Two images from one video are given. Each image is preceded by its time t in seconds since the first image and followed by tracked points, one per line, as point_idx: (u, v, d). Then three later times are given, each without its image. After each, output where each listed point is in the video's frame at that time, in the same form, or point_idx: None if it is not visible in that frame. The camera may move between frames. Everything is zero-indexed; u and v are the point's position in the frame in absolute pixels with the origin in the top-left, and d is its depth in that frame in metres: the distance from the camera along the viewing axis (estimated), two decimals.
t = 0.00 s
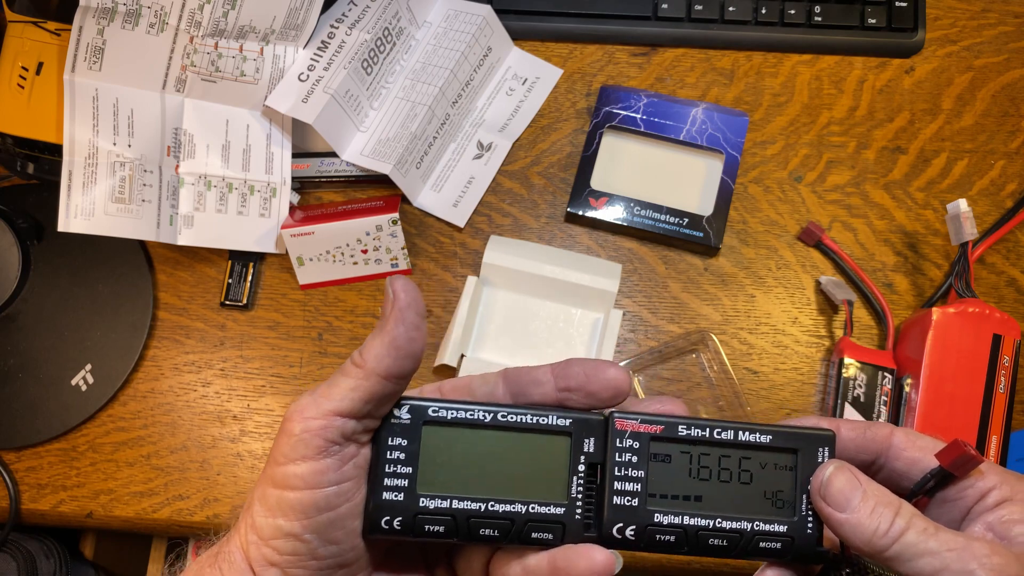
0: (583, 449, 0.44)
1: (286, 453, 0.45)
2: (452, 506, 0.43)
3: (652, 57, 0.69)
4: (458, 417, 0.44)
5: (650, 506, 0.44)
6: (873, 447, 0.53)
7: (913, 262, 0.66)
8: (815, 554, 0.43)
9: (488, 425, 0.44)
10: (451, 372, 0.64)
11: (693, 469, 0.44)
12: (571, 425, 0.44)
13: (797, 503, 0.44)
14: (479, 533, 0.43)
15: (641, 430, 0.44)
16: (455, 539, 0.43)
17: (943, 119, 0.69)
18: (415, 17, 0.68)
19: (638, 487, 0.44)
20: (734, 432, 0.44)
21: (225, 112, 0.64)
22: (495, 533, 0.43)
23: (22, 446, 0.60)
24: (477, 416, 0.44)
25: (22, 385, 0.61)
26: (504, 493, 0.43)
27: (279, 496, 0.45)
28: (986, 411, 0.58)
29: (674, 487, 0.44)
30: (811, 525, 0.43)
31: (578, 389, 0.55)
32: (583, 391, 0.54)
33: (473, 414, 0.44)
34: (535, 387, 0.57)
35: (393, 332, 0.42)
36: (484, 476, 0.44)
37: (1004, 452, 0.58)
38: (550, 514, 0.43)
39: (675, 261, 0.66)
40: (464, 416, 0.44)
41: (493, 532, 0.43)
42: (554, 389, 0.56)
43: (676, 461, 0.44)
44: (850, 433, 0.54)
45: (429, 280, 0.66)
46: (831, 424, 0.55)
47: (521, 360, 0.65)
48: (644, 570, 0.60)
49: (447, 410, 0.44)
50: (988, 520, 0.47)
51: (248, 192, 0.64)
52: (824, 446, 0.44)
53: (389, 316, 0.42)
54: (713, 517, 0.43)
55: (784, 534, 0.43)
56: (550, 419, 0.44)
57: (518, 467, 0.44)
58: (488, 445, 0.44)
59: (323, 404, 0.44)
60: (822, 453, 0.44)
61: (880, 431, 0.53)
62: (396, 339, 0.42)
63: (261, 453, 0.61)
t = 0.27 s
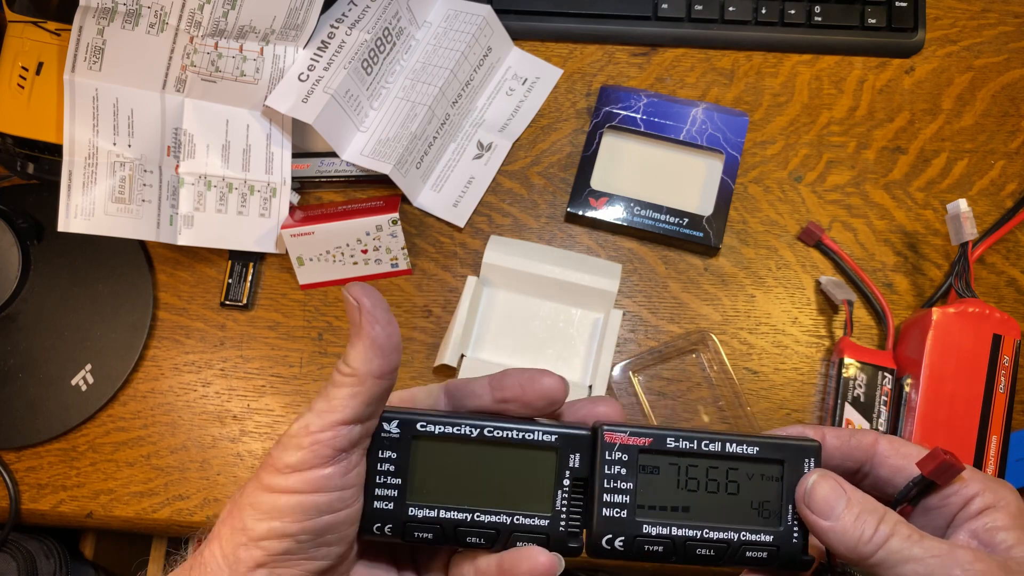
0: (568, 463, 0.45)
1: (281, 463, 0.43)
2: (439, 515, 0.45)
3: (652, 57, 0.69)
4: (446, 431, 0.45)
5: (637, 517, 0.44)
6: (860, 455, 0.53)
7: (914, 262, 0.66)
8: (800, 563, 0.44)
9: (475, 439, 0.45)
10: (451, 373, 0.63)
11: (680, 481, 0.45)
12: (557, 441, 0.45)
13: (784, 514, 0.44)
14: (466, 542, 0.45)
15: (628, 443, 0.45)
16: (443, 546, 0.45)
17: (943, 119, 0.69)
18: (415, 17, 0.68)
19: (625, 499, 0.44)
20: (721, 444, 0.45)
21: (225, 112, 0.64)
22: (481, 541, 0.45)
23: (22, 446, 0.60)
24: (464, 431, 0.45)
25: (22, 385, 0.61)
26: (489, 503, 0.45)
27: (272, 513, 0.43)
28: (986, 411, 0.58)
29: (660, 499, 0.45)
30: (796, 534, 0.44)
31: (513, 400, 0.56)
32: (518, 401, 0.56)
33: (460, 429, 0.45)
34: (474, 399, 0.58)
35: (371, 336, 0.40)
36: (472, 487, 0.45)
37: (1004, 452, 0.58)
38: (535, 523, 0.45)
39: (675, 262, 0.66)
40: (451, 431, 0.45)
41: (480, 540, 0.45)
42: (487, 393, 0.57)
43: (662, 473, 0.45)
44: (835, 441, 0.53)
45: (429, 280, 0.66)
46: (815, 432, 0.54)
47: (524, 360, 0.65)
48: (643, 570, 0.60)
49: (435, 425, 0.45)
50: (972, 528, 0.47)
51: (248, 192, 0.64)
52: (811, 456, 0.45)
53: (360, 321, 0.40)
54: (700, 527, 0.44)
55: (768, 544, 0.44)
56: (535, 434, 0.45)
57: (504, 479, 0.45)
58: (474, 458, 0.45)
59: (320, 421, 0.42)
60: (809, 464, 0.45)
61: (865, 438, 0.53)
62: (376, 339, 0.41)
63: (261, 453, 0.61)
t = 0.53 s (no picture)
0: (556, 477, 0.46)
1: (256, 491, 0.45)
2: (433, 532, 0.45)
3: (652, 57, 0.70)
4: (435, 450, 0.46)
5: (623, 530, 0.45)
6: (844, 463, 0.54)
7: (913, 262, 0.66)
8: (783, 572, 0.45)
9: (464, 456, 0.46)
10: (451, 373, 0.64)
11: (663, 494, 0.45)
12: (543, 455, 0.46)
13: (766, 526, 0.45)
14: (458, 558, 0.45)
15: (612, 458, 0.45)
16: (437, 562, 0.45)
17: (943, 119, 0.69)
18: (415, 17, 0.68)
19: (611, 512, 0.45)
20: (703, 457, 0.45)
21: (225, 112, 0.64)
22: (475, 556, 0.45)
23: (21, 446, 0.60)
24: (453, 448, 0.46)
25: (22, 385, 0.61)
26: (480, 519, 0.45)
27: (256, 533, 0.45)
28: (986, 411, 0.58)
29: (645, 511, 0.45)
30: (779, 544, 0.45)
31: (526, 418, 0.57)
32: (531, 419, 0.57)
33: (449, 447, 0.46)
34: (485, 415, 0.58)
35: (364, 359, 0.46)
36: (463, 505, 0.46)
37: (1004, 451, 0.58)
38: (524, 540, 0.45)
39: (675, 262, 0.66)
40: (441, 447, 0.46)
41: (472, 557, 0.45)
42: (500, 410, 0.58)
43: (646, 487, 0.45)
44: (819, 450, 0.55)
45: (429, 280, 0.66)
46: (799, 443, 0.56)
47: (525, 360, 0.65)
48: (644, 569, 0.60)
49: (425, 444, 0.46)
50: (954, 533, 0.48)
51: (248, 192, 0.64)
52: (792, 468, 0.45)
53: (356, 344, 0.46)
54: (683, 539, 0.44)
55: (752, 554, 0.45)
56: (522, 450, 0.46)
57: (494, 495, 0.46)
58: (464, 475, 0.46)
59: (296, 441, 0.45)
60: (789, 475, 0.45)
61: (848, 446, 0.54)
62: (367, 363, 0.46)
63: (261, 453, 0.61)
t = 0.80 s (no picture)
0: (549, 557, 0.45)
1: None
2: None
3: (652, 57, 0.70)
4: (437, 537, 0.46)
5: None
6: (829, 514, 0.54)
7: (913, 262, 0.66)
8: None
9: (462, 541, 0.46)
10: (451, 373, 0.64)
11: (661, 547, 0.46)
12: (535, 536, 0.45)
13: None
14: None
15: (611, 514, 0.46)
16: None
17: (943, 120, 0.69)
18: (415, 17, 0.68)
19: (612, 565, 0.45)
20: (696, 511, 0.46)
21: (225, 112, 0.64)
22: None
23: (22, 446, 0.60)
24: (452, 535, 0.46)
25: (23, 385, 0.61)
26: None
27: None
28: (985, 410, 0.59)
29: (646, 567, 0.45)
30: None
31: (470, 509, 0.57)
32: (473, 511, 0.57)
33: (448, 533, 0.46)
34: (443, 500, 0.58)
35: (398, 469, 0.47)
36: None
37: (1003, 451, 0.59)
38: None
39: (675, 262, 0.66)
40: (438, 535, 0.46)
41: None
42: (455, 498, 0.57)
43: (644, 541, 0.46)
44: (805, 504, 0.54)
45: (429, 279, 0.66)
46: (787, 498, 0.55)
47: (525, 360, 0.65)
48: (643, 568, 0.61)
49: (427, 532, 0.46)
50: None
51: (248, 192, 0.64)
52: (779, 518, 0.46)
53: (394, 457, 0.47)
54: None
55: None
56: (517, 532, 0.45)
57: None
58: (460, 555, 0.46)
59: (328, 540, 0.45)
60: (777, 526, 0.46)
61: (832, 498, 0.54)
62: (403, 476, 0.47)
63: (262, 452, 0.61)
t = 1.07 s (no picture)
0: (562, 534, 0.45)
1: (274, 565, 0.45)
2: None
3: (651, 57, 0.70)
4: (453, 517, 0.46)
5: (652, 547, 0.46)
6: (856, 495, 0.54)
7: (912, 262, 0.66)
8: None
9: (477, 521, 0.46)
10: (451, 372, 0.64)
11: (689, 515, 0.47)
12: (547, 514, 0.46)
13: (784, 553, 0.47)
14: None
15: (642, 480, 0.47)
16: None
17: (942, 120, 0.69)
18: (415, 18, 0.68)
19: (640, 529, 0.47)
20: (725, 482, 0.47)
21: (225, 112, 0.64)
22: None
23: (22, 446, 0.60)
24: (465, 517, 0.46)
25: (23, 385, 0.61)
26: None
27: None
28: (984, 410, 0.59)
29: (673, 531, 0.47)
30: (795, 565, 0.47)
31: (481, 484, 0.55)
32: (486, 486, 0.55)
33: (464, 514, 0.46)
34: (451, 484, 0.56)
35: (395, 486, 0.50)
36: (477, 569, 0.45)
37: (1002, 451, 0.59)
38: None
39: (675, 262, 0.67)
40: (450, 515, 0.46)
41: None
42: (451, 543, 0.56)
43: (673, 508, 0.47)
44: (831, 484, 0.54)
45: (429, 280, 0.66)
46: (813, 476, 0.55)
47: (525, 360, 0.65)
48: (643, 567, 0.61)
49: (443, 512, 0.46)
50: (957, 559, 0.49)
51: (248, 192, 0.64)
52: (807, 494, 0.47)
53: (398, 473, 0.50)
54: (706, 557, 0.46)
55: (770, 575, 0.46)
56: (529, 511, 0.46)
57: (505, 555, 0.45)
58: (472, 535, 0.46)
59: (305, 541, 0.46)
60: (805, 501, 0.47)
61: (859, 480, 0.54)
62: (400, 486, 0.50)
63: (263, 452, 0.61)
